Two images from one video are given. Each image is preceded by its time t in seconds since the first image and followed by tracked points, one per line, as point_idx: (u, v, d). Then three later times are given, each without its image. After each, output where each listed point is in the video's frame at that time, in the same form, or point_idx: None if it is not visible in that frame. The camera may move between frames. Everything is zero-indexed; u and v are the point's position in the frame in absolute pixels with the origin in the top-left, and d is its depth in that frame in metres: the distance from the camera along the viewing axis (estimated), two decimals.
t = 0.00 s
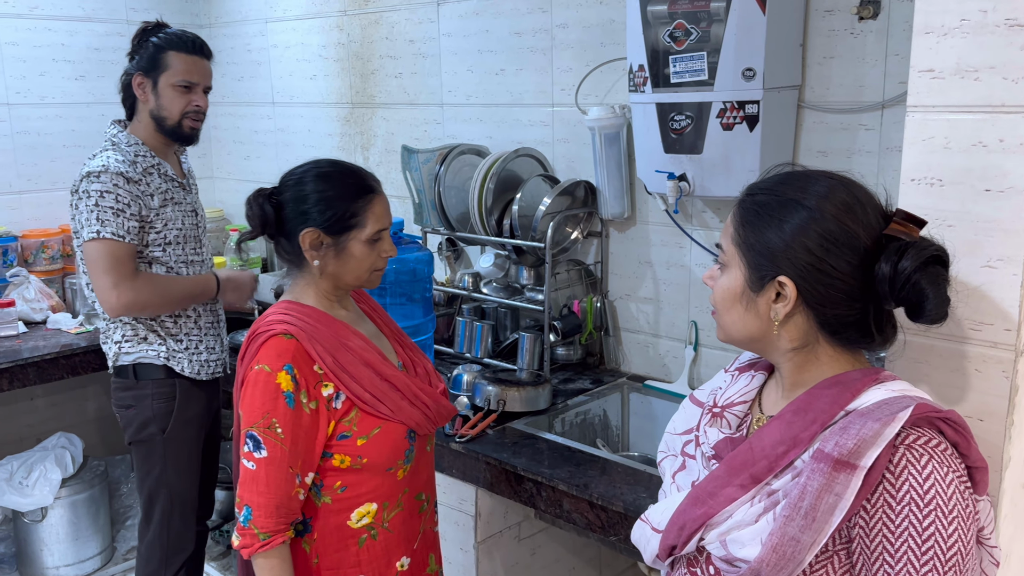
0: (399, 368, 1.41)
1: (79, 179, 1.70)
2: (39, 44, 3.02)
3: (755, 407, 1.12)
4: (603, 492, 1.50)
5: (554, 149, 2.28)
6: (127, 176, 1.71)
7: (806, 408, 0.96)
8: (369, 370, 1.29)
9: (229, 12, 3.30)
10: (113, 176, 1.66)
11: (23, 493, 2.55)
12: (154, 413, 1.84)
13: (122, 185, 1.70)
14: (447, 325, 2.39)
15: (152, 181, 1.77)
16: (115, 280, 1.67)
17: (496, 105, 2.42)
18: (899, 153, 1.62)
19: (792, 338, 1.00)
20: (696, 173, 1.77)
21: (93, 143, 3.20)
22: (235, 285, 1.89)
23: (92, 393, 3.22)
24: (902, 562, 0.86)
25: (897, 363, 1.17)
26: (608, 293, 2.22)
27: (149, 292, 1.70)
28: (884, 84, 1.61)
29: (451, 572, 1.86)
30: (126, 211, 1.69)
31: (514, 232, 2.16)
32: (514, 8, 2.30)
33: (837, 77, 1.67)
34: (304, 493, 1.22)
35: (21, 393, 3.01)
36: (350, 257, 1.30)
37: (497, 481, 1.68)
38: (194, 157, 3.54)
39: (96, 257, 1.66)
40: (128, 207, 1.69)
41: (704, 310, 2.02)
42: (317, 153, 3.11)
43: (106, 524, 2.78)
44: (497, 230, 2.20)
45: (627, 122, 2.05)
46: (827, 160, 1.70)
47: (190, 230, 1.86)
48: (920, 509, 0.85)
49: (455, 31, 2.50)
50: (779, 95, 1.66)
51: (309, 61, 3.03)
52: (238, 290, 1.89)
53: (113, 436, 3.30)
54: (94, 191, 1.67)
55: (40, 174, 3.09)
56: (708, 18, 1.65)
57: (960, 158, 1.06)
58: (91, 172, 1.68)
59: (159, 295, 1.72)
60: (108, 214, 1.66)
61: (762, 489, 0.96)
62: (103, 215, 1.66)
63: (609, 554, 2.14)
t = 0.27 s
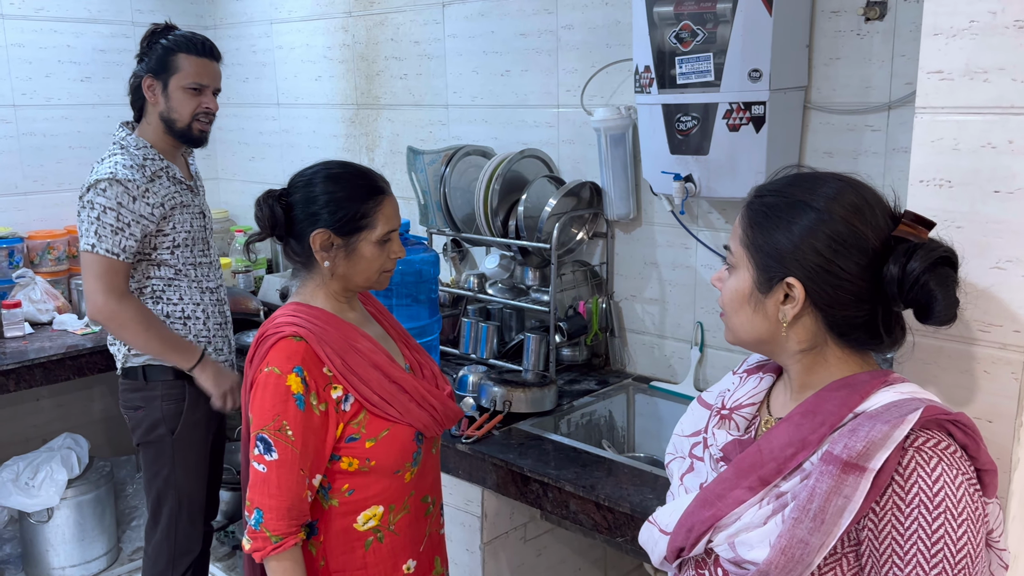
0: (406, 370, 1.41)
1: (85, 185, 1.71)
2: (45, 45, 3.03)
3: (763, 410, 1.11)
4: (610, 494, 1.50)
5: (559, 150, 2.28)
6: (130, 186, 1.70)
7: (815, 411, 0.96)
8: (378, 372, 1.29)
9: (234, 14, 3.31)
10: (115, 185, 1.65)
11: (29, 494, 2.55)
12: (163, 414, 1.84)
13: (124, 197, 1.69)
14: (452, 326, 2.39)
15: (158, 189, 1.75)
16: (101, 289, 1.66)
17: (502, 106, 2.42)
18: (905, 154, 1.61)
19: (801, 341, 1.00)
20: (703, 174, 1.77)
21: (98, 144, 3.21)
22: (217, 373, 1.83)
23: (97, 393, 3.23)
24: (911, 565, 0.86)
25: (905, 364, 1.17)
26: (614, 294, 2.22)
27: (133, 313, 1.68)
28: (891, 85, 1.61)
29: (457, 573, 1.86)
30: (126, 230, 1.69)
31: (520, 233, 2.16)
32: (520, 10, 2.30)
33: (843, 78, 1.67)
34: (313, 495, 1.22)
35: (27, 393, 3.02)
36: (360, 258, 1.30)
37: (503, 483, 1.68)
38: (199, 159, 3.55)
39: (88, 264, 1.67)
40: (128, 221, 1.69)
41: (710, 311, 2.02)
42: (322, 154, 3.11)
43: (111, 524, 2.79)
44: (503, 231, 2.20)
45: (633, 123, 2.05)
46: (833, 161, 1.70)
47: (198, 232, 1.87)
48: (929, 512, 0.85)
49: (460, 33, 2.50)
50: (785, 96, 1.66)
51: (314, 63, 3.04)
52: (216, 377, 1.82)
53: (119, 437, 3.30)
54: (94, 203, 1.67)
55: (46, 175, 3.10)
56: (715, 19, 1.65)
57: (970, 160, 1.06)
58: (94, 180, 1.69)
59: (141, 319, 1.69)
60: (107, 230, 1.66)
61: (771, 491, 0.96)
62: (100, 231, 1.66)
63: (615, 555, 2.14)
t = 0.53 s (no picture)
0: (408, 372, 1.41)
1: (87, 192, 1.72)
2: (47, 46, 3.03)
3: (768, 411, 1.12)
4: (613, 494, 1.50)
5: (561, 151, 2.28)
6: (131, 192, 1.70)
7: (820, 413, 0.96)
8: (380, 375, 1.29)
9: (236, 15, 3.31)
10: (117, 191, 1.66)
11: (31, 495, 2.55)
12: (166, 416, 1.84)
13: (127, 204, 1.69)
14: (455, 327, 2.39)
15: (161, 193, 1.75)
16: (100, 298, 1.68)
17: (504, 107, 2.42)
18: (909, 154, 1.61)
19: (806, 342, 1.00)
20: (706, 175, 1.77)
21: (100, 145, 3.21)
22: (167, 429, 1.77)
23: (99, 394, 3.23)
24: (918, 567, 0.86)
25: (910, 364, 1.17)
26: (616, 295, 2.22)
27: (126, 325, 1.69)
28: (894, 86, 1.61)
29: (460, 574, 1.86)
30: (131, 238, 1.69)
31: (522, 234, 2.17)
32: (522, 10, 2.30)
33: (846, 79, 1.67)
34: (316, 498, 1.22)
35: (29, 394, 3.02)
36: (359, 259, 1.30)
37: (507, 484, 1.68)
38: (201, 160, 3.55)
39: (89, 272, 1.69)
40: (133, 229, 1.70)
41: (713, 311, 2.02)
42: (323, 155, 3.12)
43: (113, 525, 2.79)
44: (505, 232, 2.20)
45: (635, 124, 2.05)
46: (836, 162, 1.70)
47: (201, 234, 1.87)
48: (936, 514, 0.85)
49: (462, 33, 2.50)
50: (788, 97, 1.66)
51: (316, 64, 3.04)
52: (165, 431, 1.77)
53: (120, 438, 3.30)
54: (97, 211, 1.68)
55: (48, 176, 3.10)
56: (717, 20, 1.65)
57: (975, 160, 1.06)
58: (97, 187, 1.69)
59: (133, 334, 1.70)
60: (112, 240, 1.67)
61: (777, 493, 0.96)
62: (104, 240, 1.67)
63: (618, 556, 2.14)
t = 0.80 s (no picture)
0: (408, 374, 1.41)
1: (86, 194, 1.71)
2: (45, 47, 3.03)
3: (772, 411, 1.12)
4: (615, 495, 1.50)
5: (561, 151, 2.28)
6: (130, 193, 1.70)
7: (824, 413, 0.96)
8: (380, 378, 1.29)
9: (235, 15, 3.31)
10: (116, 192, 1.66)
11: (31, 496, 2.55)
12: (167, 417, 1.84)
13: (127, 206, 1.69)
14: (455, 327, 2.39)
15: (160, 193, 1.75)
16: (102, 300, 1.69)
17: (504, 107, 2.42)
18: (910, 154, 1.61)
19: (811, 343, 1.00)
20: (706, 175, 1.77)
21: (99, 146, 3.21)
22: (148, 438, 1.76)
23: (98, 395, 3.22)
24: (923, 568, 0.86)
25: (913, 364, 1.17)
26: (617, 295, 2.22)
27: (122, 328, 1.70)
28: (895, 85, 1.61)
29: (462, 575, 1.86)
30: (132, 240, 1.69)
31: (522, 235, 2.16)
32: (522, 11, 2.30)
33: (847, 78, 1.67)
34: (317, 502, 1.22)
35: (28, 396, 3.01)
36: (358, 262, 1.29)
37: (509, 484, 1.68)
38: (200, 160, 3.55)
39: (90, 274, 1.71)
40: (133, 232, 1.70)
41: (714, 311, 2.02)
42: (323, 155, 3.11)
43: (113, 527, 2.79)
44: (506, 232, 2.19)
45: (636, 124, 2.05)
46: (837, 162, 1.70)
47: (201, 235, 1.87)
48: (941, 515, 0.85)
49: (462, 33, 2.50)
50: (789, 97, 1.66)
51: (315, 64, 3.04)
52: (147, 439, 1.76)
53: (120, 439, 3.30)
54: (97, 213, 1.68)
55: (47, 177, 3.09)
56: (718, 20, 1.65)
57: (977, 160, 1.06)
58: (95, 189, 1.69)
59: (131, 338, 1.71)
60: (112, 242, 1.67)
61: (780, 493, 0.96)
62: (105, 243, 1.67)
63: (619, 556, 2.14)
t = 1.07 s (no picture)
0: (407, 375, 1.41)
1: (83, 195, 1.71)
2: (43, 48, 3.02)
3: (777, 406, 1.10)
4: (616, 495, 1.50)
5: (561, 151, 2.28)
6: (128, 193, 1.70)
7: (812, 412, 0.94)
8: (380, 379, 1.29)
9: (233, 15, 3.30)
10: (115, 192, 1.66)
11: (30, 497, 2.54)
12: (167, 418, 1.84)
13: (125, 206, 1.69)
14: (454, 327, 2.38)
15: (157, 192, 1.75)
16: (102, 301, 1.69)
17: (503, 107, 2.42)
18: (910, 154, 1.61)
19: (811, 358, 0.95)
20: (706, 174, 1.77)
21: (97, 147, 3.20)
22: (160, 434, 1.77)
23: (97, 396, 3.22)
24: (897, 573, 0.83)
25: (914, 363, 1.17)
26: (616, 295, 2.22)
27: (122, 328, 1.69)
28: (894, 85, 1.61)
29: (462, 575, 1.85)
30: (130, 240, 1.69)
31: (522, 234, 2.16)
32: (520, 11, 2.30)
33: (846, 78, 1.67)
34: (318, 504, 1.22)
35: (26, 397, 3.01)
36: (362, 265, 1.30)
37: (508, 485, 1.68)
38: (198, 161, 3.54)
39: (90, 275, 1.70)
40: (131, 232, 1.69)
41: (713, 311, 2.02)
42: (321, 156, 3.11)
43: (112, 528, 2.78)
44: (505, 232, 2.19)
45: (635, 124, 2.05)
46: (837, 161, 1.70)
47: (199, 236, 1.86)
48: (917, 521, 0.82)
49: (460, 33, 2.50)
50: (789, 96, 1.66)
51: (313, 64, 3.03)
52: (159, 436, 1.77)
53: (119, 440, 3.29)
54: (95, 213, 1.67)
55: (45, 178, 3.09)
56: (718, 19, 1.65)
57: (979, 159, 1.06)
58: (93, 189, 1.69)
59: (133, 338, 1.71)
60: (111, 242, 1.67)
61: (761, 488, 0.96)
62: (104, 243, 1.66)
63: (619, 556, 2.14)
